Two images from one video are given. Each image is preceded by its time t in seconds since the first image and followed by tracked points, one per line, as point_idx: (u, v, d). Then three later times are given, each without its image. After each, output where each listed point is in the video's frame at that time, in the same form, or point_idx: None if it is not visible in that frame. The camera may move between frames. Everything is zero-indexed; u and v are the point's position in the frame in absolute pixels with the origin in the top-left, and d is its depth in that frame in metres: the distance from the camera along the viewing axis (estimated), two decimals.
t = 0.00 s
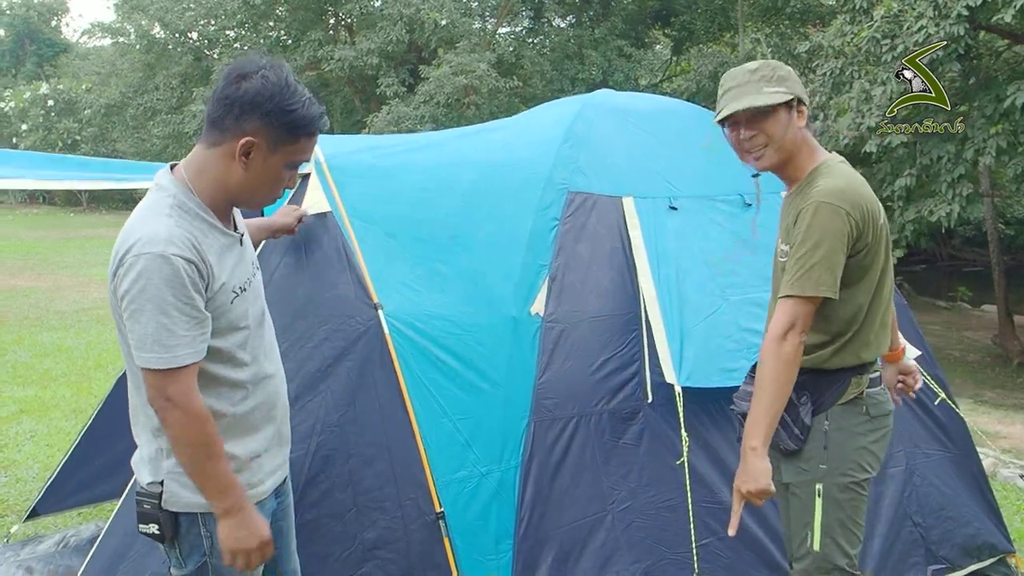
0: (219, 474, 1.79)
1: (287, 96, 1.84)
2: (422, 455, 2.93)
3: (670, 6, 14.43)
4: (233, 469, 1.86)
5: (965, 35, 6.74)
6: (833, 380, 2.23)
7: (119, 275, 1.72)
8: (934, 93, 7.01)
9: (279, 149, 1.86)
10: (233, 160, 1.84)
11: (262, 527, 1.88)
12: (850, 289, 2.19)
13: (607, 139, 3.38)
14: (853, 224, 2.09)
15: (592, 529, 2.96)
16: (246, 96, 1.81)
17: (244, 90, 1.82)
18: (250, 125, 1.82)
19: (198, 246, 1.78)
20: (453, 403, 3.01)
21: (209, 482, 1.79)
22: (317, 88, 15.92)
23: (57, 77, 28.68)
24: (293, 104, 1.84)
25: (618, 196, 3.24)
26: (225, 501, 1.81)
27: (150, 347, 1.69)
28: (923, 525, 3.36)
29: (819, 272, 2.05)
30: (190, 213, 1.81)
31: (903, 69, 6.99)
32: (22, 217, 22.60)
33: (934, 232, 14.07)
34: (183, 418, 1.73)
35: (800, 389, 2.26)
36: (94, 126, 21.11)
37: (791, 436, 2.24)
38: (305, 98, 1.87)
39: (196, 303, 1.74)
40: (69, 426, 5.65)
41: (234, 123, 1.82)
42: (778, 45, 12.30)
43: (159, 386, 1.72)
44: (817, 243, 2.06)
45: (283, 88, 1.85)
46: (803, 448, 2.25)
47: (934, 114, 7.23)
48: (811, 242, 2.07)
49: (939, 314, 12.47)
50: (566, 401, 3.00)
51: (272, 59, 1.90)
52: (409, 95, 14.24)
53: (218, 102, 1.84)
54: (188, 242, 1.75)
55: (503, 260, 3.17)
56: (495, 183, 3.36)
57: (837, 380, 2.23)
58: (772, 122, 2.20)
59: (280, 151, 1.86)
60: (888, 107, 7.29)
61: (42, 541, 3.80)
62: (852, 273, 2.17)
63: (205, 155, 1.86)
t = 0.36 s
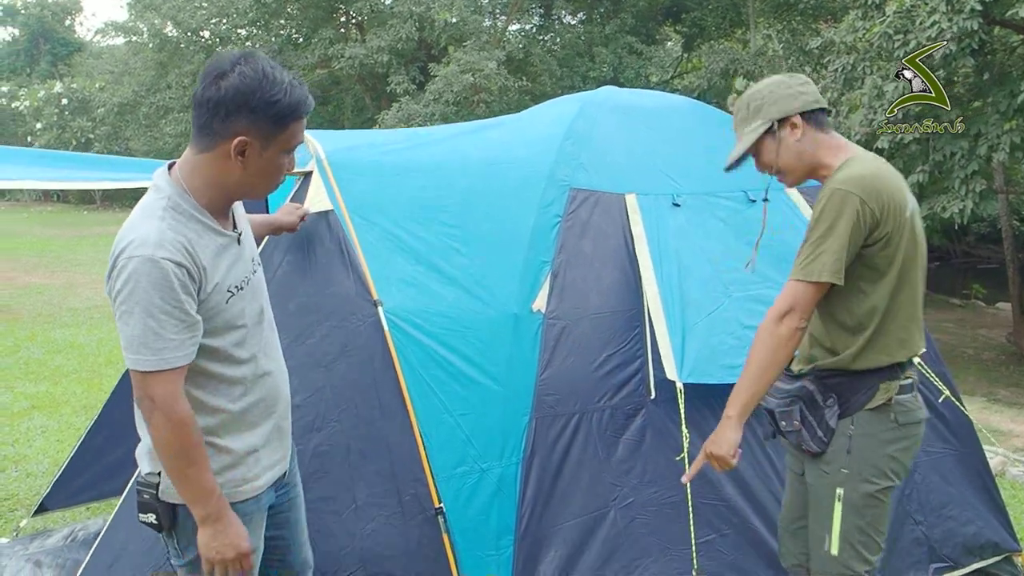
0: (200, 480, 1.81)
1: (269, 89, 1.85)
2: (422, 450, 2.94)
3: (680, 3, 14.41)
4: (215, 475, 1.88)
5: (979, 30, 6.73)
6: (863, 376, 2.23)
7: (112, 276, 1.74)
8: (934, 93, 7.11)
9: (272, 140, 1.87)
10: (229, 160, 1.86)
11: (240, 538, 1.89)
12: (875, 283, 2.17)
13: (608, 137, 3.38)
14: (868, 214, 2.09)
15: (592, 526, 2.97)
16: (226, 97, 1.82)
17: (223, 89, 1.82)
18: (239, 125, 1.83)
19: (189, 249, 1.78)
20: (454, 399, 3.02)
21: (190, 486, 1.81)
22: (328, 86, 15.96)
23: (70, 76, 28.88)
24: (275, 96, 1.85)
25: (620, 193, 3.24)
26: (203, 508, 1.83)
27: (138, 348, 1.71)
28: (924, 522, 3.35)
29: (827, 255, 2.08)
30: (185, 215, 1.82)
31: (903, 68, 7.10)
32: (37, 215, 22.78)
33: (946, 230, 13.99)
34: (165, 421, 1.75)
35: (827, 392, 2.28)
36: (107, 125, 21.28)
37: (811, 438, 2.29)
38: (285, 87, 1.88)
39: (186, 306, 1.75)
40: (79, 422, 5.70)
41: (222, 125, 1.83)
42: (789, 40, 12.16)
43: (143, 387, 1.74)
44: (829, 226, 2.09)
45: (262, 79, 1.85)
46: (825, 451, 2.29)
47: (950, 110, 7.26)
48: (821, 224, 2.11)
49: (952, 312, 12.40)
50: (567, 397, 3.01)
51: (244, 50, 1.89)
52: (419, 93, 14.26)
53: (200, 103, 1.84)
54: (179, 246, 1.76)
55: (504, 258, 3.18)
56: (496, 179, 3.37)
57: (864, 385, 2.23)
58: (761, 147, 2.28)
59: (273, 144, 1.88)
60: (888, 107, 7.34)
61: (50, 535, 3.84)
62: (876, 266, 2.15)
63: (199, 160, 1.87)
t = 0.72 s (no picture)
0: (232, 461, 1.82)
1: (266, 81, 1.85)
2: (426, 445, 2.96)
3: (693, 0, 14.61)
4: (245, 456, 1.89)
5: (993, 27, 6.69)
6: (994, 415, 2.09)
7: (132, 273, 1.78)
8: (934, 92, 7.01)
9: (276, 132, 1.88)
10: (237, 156, 1.88)
11: (276, 513, 1.90)
12: (968, 323, 2.05)
13: (613, 134, 3.38)
14: (928, 263, 1.99)
15: (594, 523, 2.98)
16: (224, 95, 1.84)
17: (223, 87, 1.84)
18: (241, 120, 1.85)
19: (205, 244, 1.81)
20: (457, 395, 3.04)
21: (222, 469, 1.82)
22: (340, 85, 16.00)
23: (87, 76, 29.16)
24: (272, 87, 1.85)
25: (626, 191, 3.24)
26: (237, 488, 1.84)
27: (158, 341, 1.74)
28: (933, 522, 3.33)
29: (887, 315, 2.03)
30: (200, 211, 1.85)
31: (903, 68, 6.95)
32: (54, 213, 23.01)
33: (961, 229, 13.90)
34: (191, 407, 1.77)
35: (958, 424, 2.13)
36: (122, 125, 21.49)
37: (942, 472, 2.16)
38: (279, 75, 1.88)
39: (203, 299, 1.78)
40: (92, 419, 5.76)
41: (226, 122, 1.85)
42: (802, 38, 12.12)
43: (169, 379, 1.77)
44: (887, 286, 2.03)
45: (257, 74, 1.85)
46: (956, 488, 2.15)
47: (964, 106, 7.27)
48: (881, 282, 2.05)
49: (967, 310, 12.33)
50: (570, 395, 3.02)
51: (236, 47, 1.91)
52: (431, 91, 14.30)
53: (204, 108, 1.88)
54: (194, 241, 1.79)
55: (507, 256, 3.19)
56: (501, 178, 3.39)
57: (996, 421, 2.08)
58: (824, 202, 2.30)
59: (279, 136, 1.89)
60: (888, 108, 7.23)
61: (61, 530, 3.89)
62: (959, 305, 2.04)
63: (211, 160, 1.90)
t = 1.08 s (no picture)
0: (240, 430, 1.96)
1: (348, 84, 2.02)
2: (427, 439, 3.00)
3: None
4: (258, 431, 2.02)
5: (1005, 24, 6.63)
6: None
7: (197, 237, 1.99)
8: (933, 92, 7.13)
9: (353, 132, 2.05)
10: (317, 152, 2.05)
11: (268, 494, 2.00)
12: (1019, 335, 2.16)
13: (616, 133, 3.38)
14: (967, 299, 2.08)
15: (596, 520, 2.99)
16: (310, 95, 2.01)
17: (309, 88, 2.01)
18: (323, 120, 2.02)
19: (261, 223, 1.98)
20: (459, 392, 3.07)
21: (230, 436, 1.96)
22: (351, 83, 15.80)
23: (99, 75, 29.34)
24: (353, 90, 2.01)
25: (628, 189, 3.25)
26: (238, 459, 1.97)
27: (204, 300, 1.92)
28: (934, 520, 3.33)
29: (935, 349, 2.15)
30: (267, 194, 2.03)
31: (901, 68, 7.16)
32: (66, 212, 23.16)
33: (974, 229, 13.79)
34: (214, 371, 1.92)
35: None
36: (134, 123, 21.62)
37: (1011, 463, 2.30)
38: (359, 78, 2.04)
39: (247, 272, 1.94)
40: (101, 415, 5.81)
41: (309, 121, 2.02)
42: (813, 35, 12.08)
43: (205, 343, 1.93)
44: (926, 326, 2.15)
45: (341, 78, 2.02)
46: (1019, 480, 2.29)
47: (976, 104, 7.20)
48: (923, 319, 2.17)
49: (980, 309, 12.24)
50: (573, 392, 3.02)
51: (321, 53, 2.07)
52: (441, 90, 14.30)
53: (289, 107, 2.05)
54: (251, 218, 1.96)
55: (509, 254, 3.18)
56: (504, 176, 3.41)
57: None
58: (855, 231, 2.37)
59: (355, 136, 2.05)
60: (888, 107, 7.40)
61: (69, 524, 3.93)
62: (1007, 323, 2.15)
63: (292, 153, 2.08)
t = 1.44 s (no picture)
0: (298, 391, 1.99)
1: (444, 94, 2.07)
2: (421, 439, 2.97)
3: None
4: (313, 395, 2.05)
5: (1006, 24, 6.63)
6: None
7: (273, 209, 2.05)
8: (933, 92, 7.19)
9: (440, 140, 2.10)
10: (401, 154, 2.10)
11: (326, 450, 2.03)
12: None
13: (614, 133, 3.39)
14: (956, 357, 2.03)
15: (589, 518, 3.00)
16: (406, 99, 2.06)
17: (407, 92, 2.07)
18: (415, 124, 2.07)
19: (336, 207, 2.03)
20: (452, 391, 3.05)
21: (290, 397, 1.99)
22: (353, 83, 15.79)
23: (101, 75, 29.39)
24: (448, 100, 2.07)
25: (623, 189, 3.26)
26: (299, 418, 1.99)
27: (271, 268, 1.96)
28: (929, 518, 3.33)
29: (939, 410, 2.08)
30: (347, 182, 2.08)
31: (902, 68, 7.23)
32: (68, 211, 23.20)
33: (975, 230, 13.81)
34: (276, 336, 1.96)
35: None
36: (136, 123, 21.67)
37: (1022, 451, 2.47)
38: (457, 95, 2.10)
39: (316, 249, 1.98)
40: (101, 414, 5.83)
41: (402, 123, 2.08)
42: (814, 35, 12.09)
43: (265, 304, 1.98)
44: (924, 387, 2.09)
45: (439, 88, 2.08)
46: None
47: (977, 104, 7.20)
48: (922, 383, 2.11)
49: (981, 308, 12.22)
50: (567, 391, 3.04)
51: (424, 65, 2.14)
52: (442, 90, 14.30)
53: (386, 106, 2.11)
54: (328, 199, 2.02)
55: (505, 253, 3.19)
56: (502, 175, 3.42)
57: None
58: (851, 312, 2.31)
59: (442, 144, 2.10)
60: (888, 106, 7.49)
61: (67, 522, 3.94)
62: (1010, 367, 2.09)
63: (378, 151, 2.13)
